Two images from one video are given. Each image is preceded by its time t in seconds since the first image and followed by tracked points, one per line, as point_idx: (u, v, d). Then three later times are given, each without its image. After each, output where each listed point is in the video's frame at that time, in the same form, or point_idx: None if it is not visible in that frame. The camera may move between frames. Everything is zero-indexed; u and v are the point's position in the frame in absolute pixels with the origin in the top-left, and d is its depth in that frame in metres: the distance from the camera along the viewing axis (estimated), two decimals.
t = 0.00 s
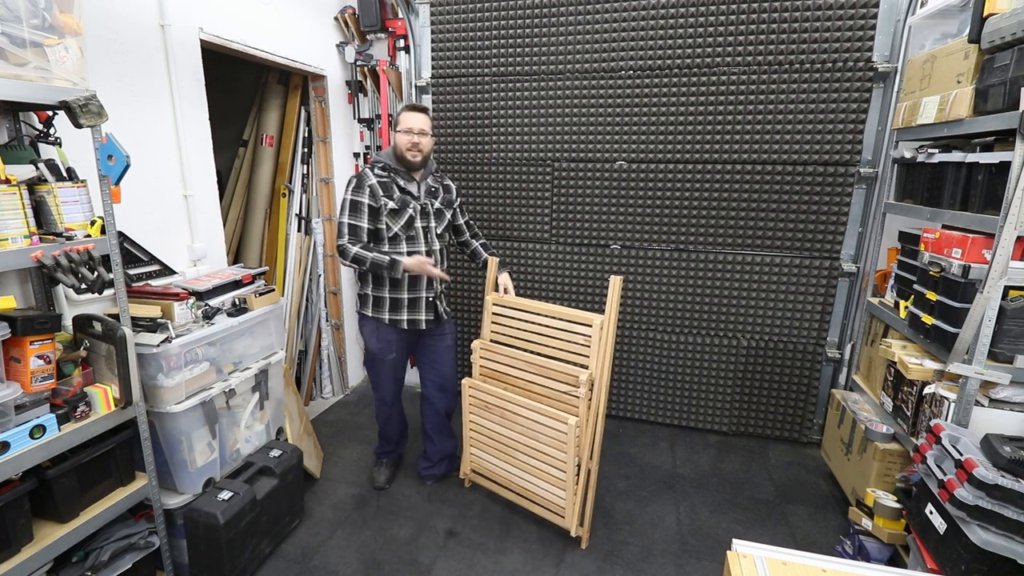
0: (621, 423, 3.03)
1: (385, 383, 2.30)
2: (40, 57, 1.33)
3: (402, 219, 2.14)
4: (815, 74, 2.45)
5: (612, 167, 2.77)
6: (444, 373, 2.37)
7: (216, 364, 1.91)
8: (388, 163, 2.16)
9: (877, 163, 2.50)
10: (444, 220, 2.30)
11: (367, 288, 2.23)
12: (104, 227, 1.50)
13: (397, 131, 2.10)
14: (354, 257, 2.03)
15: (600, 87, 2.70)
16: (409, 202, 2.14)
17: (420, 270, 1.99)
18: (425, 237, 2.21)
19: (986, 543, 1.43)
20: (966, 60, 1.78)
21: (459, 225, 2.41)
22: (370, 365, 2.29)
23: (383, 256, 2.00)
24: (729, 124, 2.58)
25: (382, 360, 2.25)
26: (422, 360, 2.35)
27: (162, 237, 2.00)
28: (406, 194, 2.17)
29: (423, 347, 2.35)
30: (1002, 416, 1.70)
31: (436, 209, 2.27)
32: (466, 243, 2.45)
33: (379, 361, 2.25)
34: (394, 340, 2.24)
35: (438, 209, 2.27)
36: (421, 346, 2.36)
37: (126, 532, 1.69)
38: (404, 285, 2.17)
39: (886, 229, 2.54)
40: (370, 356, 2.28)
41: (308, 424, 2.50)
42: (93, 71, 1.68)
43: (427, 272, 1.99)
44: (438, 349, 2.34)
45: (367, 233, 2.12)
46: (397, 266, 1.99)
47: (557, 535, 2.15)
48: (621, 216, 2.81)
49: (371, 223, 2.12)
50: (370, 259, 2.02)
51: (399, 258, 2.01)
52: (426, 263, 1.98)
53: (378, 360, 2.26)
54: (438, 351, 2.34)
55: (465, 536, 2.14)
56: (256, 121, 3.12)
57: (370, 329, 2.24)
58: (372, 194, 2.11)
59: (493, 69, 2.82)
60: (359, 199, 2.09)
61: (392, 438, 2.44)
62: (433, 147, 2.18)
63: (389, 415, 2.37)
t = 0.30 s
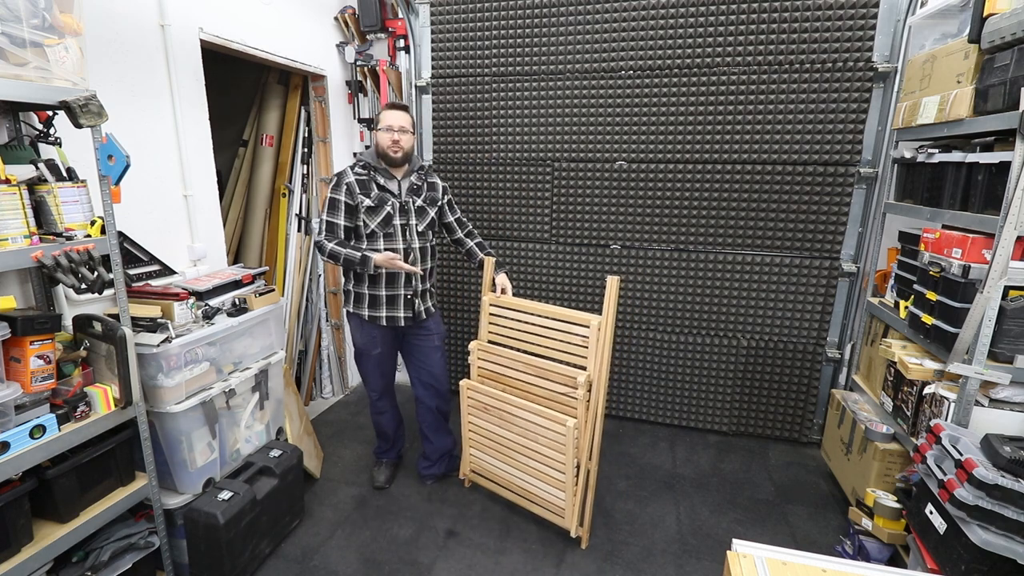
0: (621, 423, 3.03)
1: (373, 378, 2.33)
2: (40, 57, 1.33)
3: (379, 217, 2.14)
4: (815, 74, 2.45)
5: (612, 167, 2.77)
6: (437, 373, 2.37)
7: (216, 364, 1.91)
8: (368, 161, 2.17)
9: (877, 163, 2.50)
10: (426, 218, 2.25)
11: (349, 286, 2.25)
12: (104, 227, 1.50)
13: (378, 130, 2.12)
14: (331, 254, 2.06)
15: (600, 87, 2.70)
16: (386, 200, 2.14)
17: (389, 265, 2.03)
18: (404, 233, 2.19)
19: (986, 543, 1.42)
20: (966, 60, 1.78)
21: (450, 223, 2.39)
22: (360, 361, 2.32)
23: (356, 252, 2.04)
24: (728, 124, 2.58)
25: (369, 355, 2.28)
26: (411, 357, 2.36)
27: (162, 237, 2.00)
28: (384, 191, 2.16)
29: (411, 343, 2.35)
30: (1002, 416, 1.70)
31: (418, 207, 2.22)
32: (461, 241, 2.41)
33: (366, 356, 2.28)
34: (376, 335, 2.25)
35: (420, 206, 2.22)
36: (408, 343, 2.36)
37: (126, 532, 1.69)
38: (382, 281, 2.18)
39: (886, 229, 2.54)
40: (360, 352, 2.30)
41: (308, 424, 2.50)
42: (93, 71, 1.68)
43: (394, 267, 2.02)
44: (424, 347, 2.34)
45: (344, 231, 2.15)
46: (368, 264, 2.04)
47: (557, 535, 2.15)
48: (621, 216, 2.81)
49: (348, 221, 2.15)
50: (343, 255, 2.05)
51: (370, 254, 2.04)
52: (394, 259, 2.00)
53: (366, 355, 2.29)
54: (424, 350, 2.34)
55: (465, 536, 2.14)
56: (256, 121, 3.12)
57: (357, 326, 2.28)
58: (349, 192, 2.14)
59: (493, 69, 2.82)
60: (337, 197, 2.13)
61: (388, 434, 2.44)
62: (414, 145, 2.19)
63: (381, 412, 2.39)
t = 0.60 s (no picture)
0: (621, 423, 3.03)
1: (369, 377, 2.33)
2: (40, 57, 1.33)
3: (370, 216, 2.15)
4: (815, 74, 2.45)
5: (612, 167, 2.77)
6: (432, 372, 2.36)
7: (216, 364, 1.90)
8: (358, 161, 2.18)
9: (877, 163, 2.50)
10: (419, 217, 2.25)
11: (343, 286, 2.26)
12: (104, 227, 1.50)
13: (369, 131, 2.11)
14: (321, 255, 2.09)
15: (600, 87, 2.70)
16: (377, 199, 2.15)
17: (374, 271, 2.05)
18: (395, 233, 2.19)
19: (986, 543, 1.42)
20: (966, 60, 1.78)
21: (444, 222, 2.39)
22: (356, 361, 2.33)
23: (344, 256, 2.06)
24: (728, 124, 2.58)
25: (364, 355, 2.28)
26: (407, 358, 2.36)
27: (162, 237, 2.00)
28: (376, 191, 2.17)
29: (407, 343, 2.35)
30: (1002, 416, 1.70)
31: (411, 207, 2.22)
32: (457, 241, 2.41)
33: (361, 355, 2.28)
34: (372, 334, 2.25)
35: (413, 205, 2.22)
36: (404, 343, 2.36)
37: (126, 532, 1.69)
38: (375, 281, 2.18)
39: (886, 229, 2.54)
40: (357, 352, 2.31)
41: (308, 424, 2.51)
42: (93, 71, 1.68)
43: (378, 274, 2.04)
44: (420, 347, 2.33)
45: (336, 231, 2.17)
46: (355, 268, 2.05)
47: (557, 535, 2.15)
48: (621, 216, 2.81)
49: (339, 221, 2.16)
50: (333, 257, 2.08)
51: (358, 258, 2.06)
52: (381, 266, 2.02)
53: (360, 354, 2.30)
54: (420, 350, 2.33)
55: (465, 536, 2.14)
56: (256, 121, 3.11)
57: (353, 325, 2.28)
58: (340, 193, 2.14)
59: (493, 69, 2.82)
60: (328, 198, 2.14)
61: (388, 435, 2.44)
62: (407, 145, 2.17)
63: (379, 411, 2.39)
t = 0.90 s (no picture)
0: (621, 423, 3.03)
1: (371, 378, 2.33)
2: (40, 57, 1.33)
3: (373, 216, 2.14)
4: (815, 74, 2.45)
5: (612, 167, 2.77)
6: (433, 372, 2.36)
7: (216, 364, 1.90)
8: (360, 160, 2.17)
9: (877, 163, 2.50)
10: (421, 217, 2.25)
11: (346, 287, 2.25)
12: (104, 227, 1.50)
13: (374, 133, 2.09)
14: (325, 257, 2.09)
15: (600, 87, 2.70)
16: (380, 200, 2.15)
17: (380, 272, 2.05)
18: (398, 233, 2.19)
19: (986, 543, 1.42)
20: (966, 60, 1.78)
21: (444, 221, 2.38)
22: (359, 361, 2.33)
23: (348, 258, 2.06)
24: (728, 124, 2.58)
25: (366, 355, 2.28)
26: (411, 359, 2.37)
27: (162, 237, 2.00)
28: (378, 192, 2.16)
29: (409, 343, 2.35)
30: (1002, 416, 1.69)
31: (412, 206, 2.23)
32: (456, 240, 2.41)
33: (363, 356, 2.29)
34: (375, 335, 2.25)
35: (415, 205, 2.23)
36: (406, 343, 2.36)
37: (126, 532, 1.69)
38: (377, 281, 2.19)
39: (886, 229, 2.54)
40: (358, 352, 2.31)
41: (308, 425, 2.51)
42: (93, 71, 1.68)
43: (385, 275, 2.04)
44: (422, 347, 2.34)
45: (338, 232, 2.16)
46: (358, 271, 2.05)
47: (557, 535, 2.15)
48: (621, 216, 2.81)
49: (342, 223, 2.15)
50: (336, 258, 2.07)
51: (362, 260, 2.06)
52: (386, 267, 2.03)
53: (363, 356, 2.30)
54: (423, 349, 2.34)
55: (465, 536, 2.14)
56: (256, 121, 3.11)
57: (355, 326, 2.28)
58: (342, 194, 2.13)
59: (493, 69, 2.82)
60: (329, 199, 2.13)
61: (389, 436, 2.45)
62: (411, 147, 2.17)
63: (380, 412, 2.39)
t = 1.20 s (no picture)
0: (621, 423, 3.03)
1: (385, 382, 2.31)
2: (40, 57, 1.33)
3: (394, 219, 2.14)
4: (815, 73, 2.45)
5: (611, 167, 2.77)
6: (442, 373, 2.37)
7: (216, 364, 1.90)
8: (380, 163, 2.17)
9: (877, 163, 2.50)
10: (438, 218, 2.28)
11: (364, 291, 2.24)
12: (104, 227, 1.50)
13: (405, 137, 2.08)
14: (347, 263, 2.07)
15: (600, 87, 2.70)
16: (401, 203, 2.14)
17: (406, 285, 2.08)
18: (419, 235, 2.20)
19: (986, 543, 1.42)
20: (966, 60, 1.78)
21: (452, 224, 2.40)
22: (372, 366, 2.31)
23: (376, 264, 2.06)
24: (728, 124, 2.58)
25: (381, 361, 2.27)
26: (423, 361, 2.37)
27: (162, 237, 2.00)
28: (397, 194, 2.17)
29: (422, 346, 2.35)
30: (1002, 416, 1.69)
31: (430, 207, 2.25)
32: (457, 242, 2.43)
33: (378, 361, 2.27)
34: (392, 340, 2.25)
35: (432, 206, 2.25)
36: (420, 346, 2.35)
37: (125, 532, 1.69)
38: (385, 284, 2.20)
39: (886, 229, 2.54)
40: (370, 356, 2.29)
41: (308, 425, 2.51)
42: (93, 72, 1.68)
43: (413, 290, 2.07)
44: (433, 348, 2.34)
45: (358, 236, 2.14)
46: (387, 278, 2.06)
47: (557, 535, 2.15)
48: (621, 216, 2.81)
49: (362, 226, 2.14)
50: (361, 266, 2.06)
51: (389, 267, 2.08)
52: (418, 278, 2.05)
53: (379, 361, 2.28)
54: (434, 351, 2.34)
55: (465, 536, 2.14)
56: (256, 121, 3.11)
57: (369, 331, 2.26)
58: (362, 196, 2.12)
59: (493, 69, 2.82)
60: (349, 202, 2.11)
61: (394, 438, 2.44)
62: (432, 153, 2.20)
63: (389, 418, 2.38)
